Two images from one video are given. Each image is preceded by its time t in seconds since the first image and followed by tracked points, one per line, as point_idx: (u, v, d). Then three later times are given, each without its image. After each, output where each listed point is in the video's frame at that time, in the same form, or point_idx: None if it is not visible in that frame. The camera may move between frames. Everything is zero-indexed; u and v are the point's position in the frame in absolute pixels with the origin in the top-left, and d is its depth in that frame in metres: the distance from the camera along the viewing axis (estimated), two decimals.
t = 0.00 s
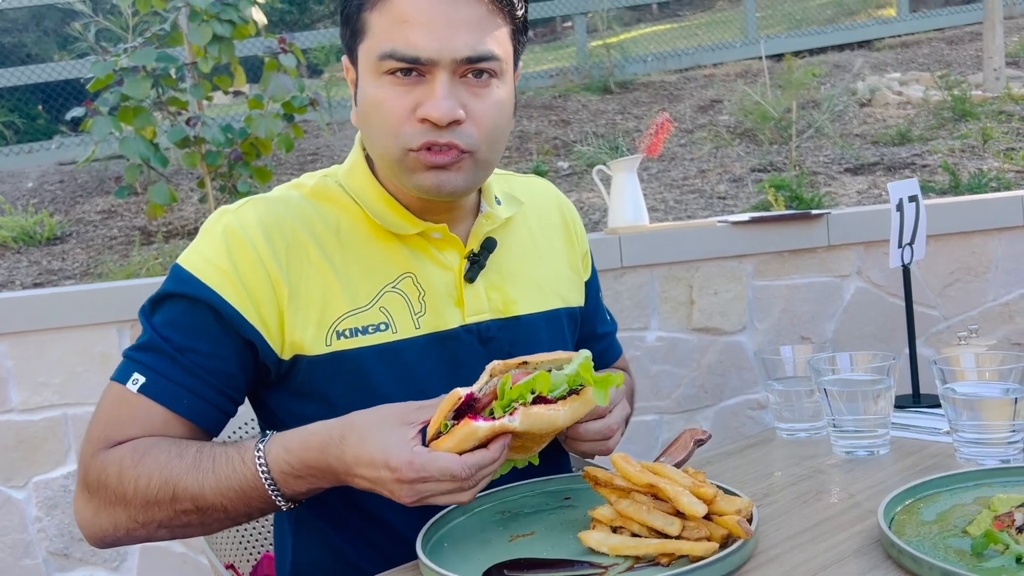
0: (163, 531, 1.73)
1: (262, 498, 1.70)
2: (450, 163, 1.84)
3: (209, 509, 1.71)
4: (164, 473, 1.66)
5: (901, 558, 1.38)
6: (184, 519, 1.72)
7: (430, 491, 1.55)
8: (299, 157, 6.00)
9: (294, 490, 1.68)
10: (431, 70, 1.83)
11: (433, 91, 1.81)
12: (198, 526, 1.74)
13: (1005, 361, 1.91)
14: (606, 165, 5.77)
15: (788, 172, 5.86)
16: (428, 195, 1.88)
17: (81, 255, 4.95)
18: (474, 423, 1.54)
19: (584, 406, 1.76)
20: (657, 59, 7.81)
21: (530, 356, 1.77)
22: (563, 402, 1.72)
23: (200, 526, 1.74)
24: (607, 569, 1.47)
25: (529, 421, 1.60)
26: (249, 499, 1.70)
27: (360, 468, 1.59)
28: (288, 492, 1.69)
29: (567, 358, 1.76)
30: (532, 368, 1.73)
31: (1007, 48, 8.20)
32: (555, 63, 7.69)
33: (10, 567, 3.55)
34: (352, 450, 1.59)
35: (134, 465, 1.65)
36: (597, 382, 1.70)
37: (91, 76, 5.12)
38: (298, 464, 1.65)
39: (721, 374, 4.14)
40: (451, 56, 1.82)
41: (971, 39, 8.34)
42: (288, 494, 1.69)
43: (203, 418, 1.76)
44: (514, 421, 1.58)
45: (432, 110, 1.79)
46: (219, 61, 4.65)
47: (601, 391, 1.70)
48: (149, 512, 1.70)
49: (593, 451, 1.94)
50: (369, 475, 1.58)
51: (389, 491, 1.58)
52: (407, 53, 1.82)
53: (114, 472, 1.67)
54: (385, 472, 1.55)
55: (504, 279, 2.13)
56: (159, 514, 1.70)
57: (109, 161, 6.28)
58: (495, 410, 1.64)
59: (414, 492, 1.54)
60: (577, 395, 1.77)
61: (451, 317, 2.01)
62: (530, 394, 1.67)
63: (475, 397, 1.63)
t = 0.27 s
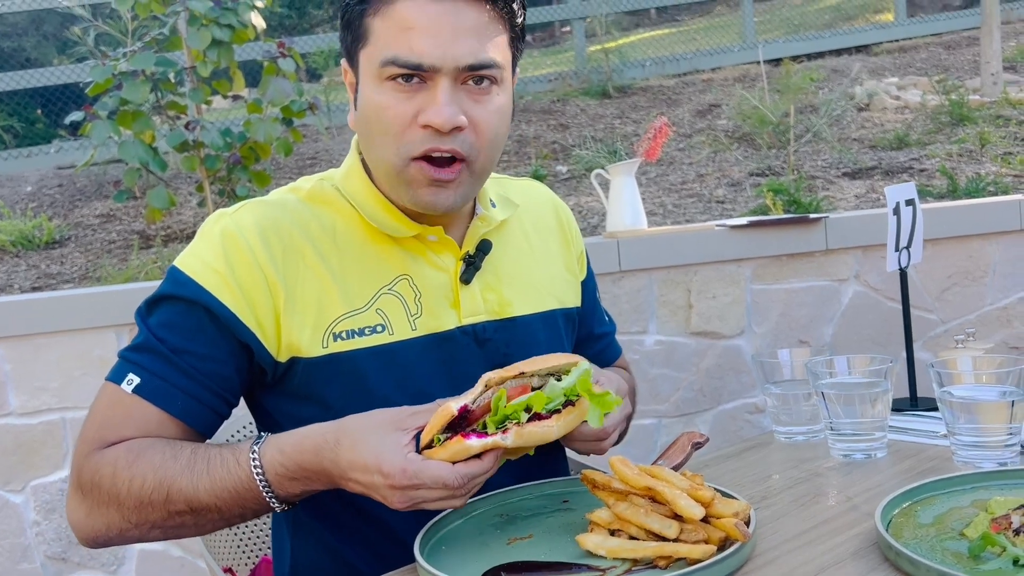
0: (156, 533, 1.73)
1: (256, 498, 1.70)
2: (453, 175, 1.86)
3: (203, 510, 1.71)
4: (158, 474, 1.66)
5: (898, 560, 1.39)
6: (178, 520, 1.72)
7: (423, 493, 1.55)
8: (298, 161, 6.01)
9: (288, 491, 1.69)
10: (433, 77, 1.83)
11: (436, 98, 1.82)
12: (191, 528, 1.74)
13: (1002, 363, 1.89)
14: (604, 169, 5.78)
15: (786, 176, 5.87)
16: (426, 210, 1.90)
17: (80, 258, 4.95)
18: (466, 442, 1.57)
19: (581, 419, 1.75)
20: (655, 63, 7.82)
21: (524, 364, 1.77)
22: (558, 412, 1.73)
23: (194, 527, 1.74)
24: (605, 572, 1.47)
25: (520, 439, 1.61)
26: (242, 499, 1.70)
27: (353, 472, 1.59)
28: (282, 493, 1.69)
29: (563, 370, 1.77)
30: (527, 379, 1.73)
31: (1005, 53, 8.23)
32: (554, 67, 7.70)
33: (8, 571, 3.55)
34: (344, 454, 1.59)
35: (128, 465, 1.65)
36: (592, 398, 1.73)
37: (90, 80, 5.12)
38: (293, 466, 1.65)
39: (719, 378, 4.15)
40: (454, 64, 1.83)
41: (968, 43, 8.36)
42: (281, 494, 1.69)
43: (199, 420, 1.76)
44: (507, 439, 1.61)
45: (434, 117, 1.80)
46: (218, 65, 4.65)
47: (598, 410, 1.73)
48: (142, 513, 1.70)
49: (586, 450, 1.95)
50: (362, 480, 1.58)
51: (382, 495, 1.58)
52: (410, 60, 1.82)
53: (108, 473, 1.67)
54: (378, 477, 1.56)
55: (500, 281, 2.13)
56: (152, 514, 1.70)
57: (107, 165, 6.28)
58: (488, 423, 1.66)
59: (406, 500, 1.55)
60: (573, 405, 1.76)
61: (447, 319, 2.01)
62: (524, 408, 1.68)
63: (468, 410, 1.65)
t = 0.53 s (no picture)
0: (148, 533, 1.73)
1: (248, 497, 1.69)
2: (440, 155, 1.86)
3: (194, 509, 1.71)
4: (149, 474, 1.66)
5: (897, 563, 1.38)
6: (169, 520, 1.72)
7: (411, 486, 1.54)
8: (297, 165, 6.01)
9: (279, 490, 1.68)
10: (416, 61, 1.84)
11: (419, 80, 1.83)
12: (182, 527, 1.74)
13: (1000, 367, 1.87)
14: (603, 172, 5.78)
15: (784, 179, 5.88)
16: (414, 187, 1.89)
17: (79, 262, 4.95)
18: (455, 428, 1.57)
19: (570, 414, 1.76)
20: (654, 67, 7.83)
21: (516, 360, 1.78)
22: (548, 408, 1.73)
23: (185, 527, 1.74)
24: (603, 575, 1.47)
25: (509, 427, 1.61)
26: (233, 498, 1.70)
27: (342, 465, 1.58)
28: (274, 492, 1.69)
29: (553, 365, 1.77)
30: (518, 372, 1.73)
31: (1002, 56, 8.24)
32: (553, 71, 7.71)
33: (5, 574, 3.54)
34: (333, 447, 1.59)
35: (120, 465, 1.66)
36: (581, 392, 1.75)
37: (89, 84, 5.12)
38: (283, 462, 1.65)
39: (718, 381, 4.14)
40: (437, 47, 1.84)
41: (966, 47, 8.38)
42: (273, 494, 1.69)
43: (192, 422, 1.76)
44: (496, 427, 1.60)
45: (417, 98, 1.81)
46: (217, 69, 4.66)
47: (586, 402, 1.76)
48: (134, 513, 1.70)
49: (581, 454, 1.93)
50: (350, 473, 1.58)
51: (370, 488, 1.57)
52: (394, 45, 1.83)
53: (100, 473, 1.67)
54: (366, 469, 1.55)
55: (496, 284, 2.13)
56: (143, 513, 1.70)
57: (106, 169, 6.28)
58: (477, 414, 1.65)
59: (392, 487, 1.55)
60: (563, 402, 1.77)
61: (443, 322, 2.01)
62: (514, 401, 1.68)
63: (458, 400, 1.64)
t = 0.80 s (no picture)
0: (149, 533, 1.73)
1: (248, 495, 1.69)
2: (429, 161, 1.86)
3: (194, 508, 1.70)
4: (149, 473, 1.65)
5: (897, 564, 1.38)
6: (169, 519, 1.71)
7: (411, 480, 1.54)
8: (296, 167, 6.01)
9: (278, 488, 1.68)
10: (406, 68, 1.85)
11: (408, 87, 1.84)
12: (183, 527, 1.73)
13: (999, 369, 1.88)
14: (602, 174, 5.78)
15: (783, 181, 5.88)
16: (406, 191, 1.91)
17: (77, 265, 4.94)
18: (456, 423, 1.56)
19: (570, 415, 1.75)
20: (653, 69, 7.84)
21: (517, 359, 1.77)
22: (548, 407, 1.72)
23: (186, 528, 1.73)
24: None
25: (510, 425, 1.60)
26: (233, 497, 1.69)
27: (341, 461, 1.58)
28: (274, 490, 1.69)
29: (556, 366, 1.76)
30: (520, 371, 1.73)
31: (1001, 58, 8.25)
32: (552, 73, 7.72)
33: None
34: (334, 442, 1.59)
35: (121, 465, 1.66)
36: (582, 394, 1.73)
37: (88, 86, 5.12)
38: (283, 458, 1.65)
39: (717, 383, 4.14)
40: (425, 54, 1.84)
41: (965, 49, 8.39)
42: (273, 492, 1.69)
43: (193, 423, 1.76)
44: (496, 425, 1.60)
45: (406, 105, 1.82)
46: (216, 71, 4.66)
47: (586, 404, 1.73)
48: (135, 513, 1.70)
49: (578, 455, 1.94)
50: (350, 469, 1.58)
51: (370, 484, 1.57)
52: (384, 53, 1.84)
53: (100, 473, 1.67)
54: (366, 464, 1.55)
55: (494, 284, 2.13)
56: (144, 514, 1.70)
57: (105, 171, 6.28)
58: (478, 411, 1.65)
59: (392, 483, 1.55)
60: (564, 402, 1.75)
61: (440, 322, 2.01)
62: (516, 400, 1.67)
63: (459, 397, 1.64)
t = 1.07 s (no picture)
0: (146, 530, 1.73)
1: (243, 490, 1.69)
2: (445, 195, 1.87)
3: (191, 503, 1.70)
4: (145, 469, 1.66)
5: (896, 564, 1.38)
6: (166, 516, 1.71)
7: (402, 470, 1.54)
8: (296, 168, 6.02)
9: (272, 483, 1.68)
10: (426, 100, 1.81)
11: (430, 122, 1.80)
12: (180, 523, 1.73)
13: (998, 368, 1.89)
14: (601, 175, 5.79)
15: (783, 182, 5.89)
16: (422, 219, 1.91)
17: (77, 266, 4.94)
18: (443, 411, 1.56)
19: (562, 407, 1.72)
20: (652, 70, 7.84)
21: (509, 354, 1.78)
22: (538, 398, 1.70)
23: (183, 524, 1.73)
24: None
25: (498, 414, 1.59)
26: (229, 491, 1.69)
27: (333, 452, 1.58)
28: (268, 485, 1.69)
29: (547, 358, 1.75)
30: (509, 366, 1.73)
31: (1000, 58, 8.26)
32: (551, 74, 7.72)
33: None
34: (325, 432, 1.59)
35: (119, 462, 1.66)
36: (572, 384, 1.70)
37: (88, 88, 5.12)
38: (277, 452, 1.65)
39: (717, 384, 4.14)
40: (447, 87, 1.79)
41: (964, 49, 8.40)
42: (267, 487, 1.69)
43: (191, 423, 1.76)
44: (484, 415, 1.59)
45: (430, 141, 1.79)
46: (215, 72, 4.66)
47: (575, 393, 1.70)
48: (132, 509, 1.70)
49: (572, 451, 1.93)
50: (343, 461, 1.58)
51: (361, 475, 1.57)
52: (405, 87, 1.78)
53: (98, 470, 1.67)
54: (358, 454, 1.55)
55: (489, 283, 2.13)
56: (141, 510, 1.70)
57: (105, 173, 6.28)
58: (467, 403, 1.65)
59: (380, 470, 1.55)
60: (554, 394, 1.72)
61: (435, 320, 2.01)
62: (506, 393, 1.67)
63: (448, 389, 1.65)
